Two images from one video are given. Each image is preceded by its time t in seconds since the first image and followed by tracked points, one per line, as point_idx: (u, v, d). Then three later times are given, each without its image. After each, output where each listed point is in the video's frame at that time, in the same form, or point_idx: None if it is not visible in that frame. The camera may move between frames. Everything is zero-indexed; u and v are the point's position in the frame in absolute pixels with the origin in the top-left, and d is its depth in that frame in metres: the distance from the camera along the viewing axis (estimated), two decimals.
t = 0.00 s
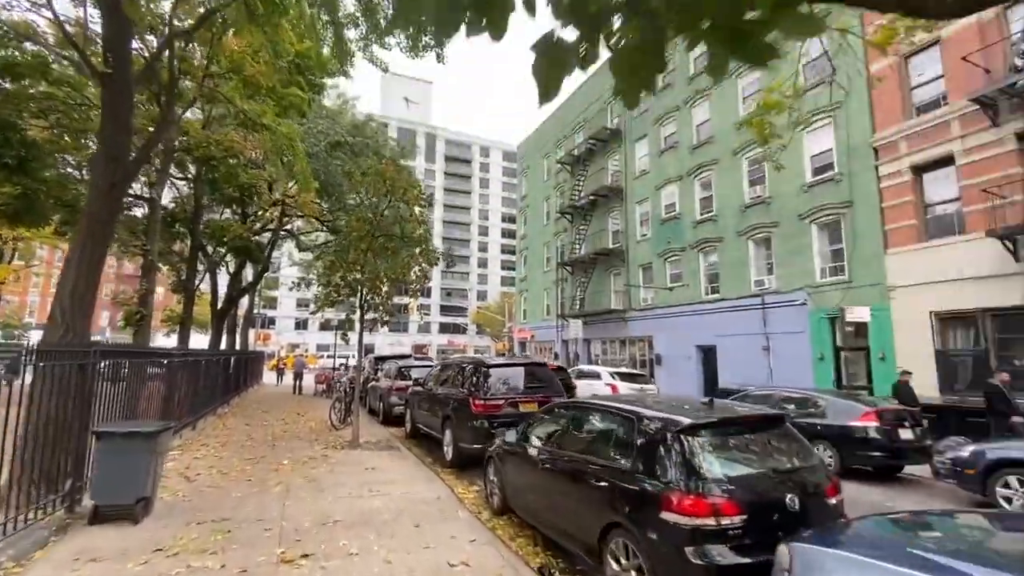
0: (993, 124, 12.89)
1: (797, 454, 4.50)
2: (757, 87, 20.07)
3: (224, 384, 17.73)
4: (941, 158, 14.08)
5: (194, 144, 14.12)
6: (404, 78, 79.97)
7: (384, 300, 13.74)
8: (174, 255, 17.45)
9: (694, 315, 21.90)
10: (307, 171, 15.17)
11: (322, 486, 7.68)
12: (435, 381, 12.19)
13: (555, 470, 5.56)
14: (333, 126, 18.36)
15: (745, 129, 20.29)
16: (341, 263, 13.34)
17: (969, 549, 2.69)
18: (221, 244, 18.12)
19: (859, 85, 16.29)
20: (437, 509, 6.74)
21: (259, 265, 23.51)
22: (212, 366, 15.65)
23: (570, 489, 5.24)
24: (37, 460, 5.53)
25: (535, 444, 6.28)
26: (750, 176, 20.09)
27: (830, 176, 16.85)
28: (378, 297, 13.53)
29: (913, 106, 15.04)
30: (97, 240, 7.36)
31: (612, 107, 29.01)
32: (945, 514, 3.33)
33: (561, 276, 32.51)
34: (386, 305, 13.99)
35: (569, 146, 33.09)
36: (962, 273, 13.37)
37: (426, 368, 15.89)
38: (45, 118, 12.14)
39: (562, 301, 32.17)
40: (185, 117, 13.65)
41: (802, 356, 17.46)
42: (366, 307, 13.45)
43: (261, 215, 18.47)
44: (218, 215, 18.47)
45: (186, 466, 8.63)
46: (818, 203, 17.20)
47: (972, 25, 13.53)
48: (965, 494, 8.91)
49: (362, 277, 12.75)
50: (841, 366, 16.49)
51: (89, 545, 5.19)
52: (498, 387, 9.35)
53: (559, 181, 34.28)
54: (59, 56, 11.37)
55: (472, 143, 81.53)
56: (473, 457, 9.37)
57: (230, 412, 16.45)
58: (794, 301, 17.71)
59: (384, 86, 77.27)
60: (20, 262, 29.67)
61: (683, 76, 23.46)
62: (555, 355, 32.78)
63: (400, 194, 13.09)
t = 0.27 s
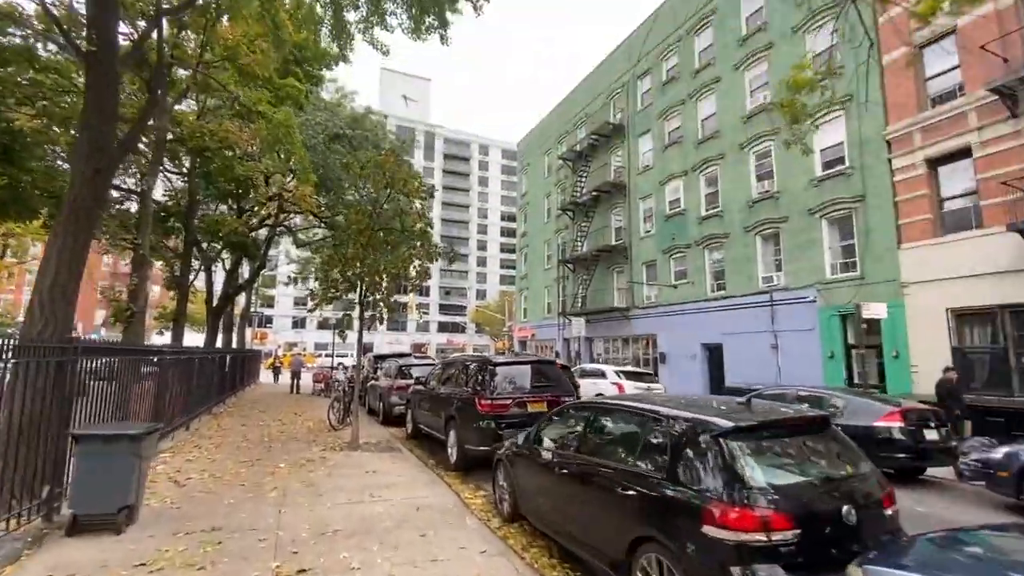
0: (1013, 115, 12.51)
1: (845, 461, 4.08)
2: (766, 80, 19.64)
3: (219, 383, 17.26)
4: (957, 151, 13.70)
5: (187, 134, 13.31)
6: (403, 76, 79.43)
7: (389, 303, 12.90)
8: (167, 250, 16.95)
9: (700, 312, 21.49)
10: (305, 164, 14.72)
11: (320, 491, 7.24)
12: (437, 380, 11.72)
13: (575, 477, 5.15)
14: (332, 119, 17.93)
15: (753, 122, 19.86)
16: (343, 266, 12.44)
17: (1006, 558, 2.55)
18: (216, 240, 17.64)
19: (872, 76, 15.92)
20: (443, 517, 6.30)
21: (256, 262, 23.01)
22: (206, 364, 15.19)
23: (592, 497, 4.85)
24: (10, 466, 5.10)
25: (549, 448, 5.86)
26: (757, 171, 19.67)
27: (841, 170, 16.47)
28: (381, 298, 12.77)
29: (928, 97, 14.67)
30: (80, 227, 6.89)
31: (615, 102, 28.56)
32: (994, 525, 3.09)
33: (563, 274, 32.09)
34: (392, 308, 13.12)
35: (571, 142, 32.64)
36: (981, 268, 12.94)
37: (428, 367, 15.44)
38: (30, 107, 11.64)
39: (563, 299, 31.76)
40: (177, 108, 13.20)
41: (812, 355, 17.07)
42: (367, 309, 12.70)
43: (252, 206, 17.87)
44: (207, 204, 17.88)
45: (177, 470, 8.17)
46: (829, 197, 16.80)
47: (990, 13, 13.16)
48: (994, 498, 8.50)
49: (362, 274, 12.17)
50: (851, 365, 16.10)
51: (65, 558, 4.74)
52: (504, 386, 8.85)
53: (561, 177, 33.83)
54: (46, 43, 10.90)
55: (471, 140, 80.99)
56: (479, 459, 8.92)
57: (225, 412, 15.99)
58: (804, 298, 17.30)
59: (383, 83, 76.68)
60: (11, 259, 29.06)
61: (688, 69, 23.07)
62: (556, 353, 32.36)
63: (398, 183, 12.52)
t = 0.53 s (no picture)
0: None
1: (900, 475, 3.67)
2: (773, 73, 19.24)
3: (214, 383, 16.82)
4: (973, 145, 13.31)
5: (179, 125, 12.77)
6: (402, 73, 78.94)
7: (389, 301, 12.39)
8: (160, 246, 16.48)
9: (705, 311, 21.12)
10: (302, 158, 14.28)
11: (316, 500, 6.80)
12: (439, 381, 11.30)
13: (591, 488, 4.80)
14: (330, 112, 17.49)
15: (760, 117, 19.46)
16: (341, 263, 11.88)
17: None
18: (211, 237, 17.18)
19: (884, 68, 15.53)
20: (448, 530, 5.86)
21: (252, 259, 22.55)
22: (200, 363, 14.74)
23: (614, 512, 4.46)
24: None
25: (560, 454, 5.51)
26: (764, 166, 19.28)
27: (852, 165, 16.08)
28: (380, 295, 12.29)
29: (942, 90, 14.27)
30: (55, 221, 6.44)
31: (617, 98, 28.14)
32: None
33: (564, 272, 31.69)
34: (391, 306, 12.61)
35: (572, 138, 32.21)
36: (1000, 266, 12.53)
37: (428, 367, 15.02)
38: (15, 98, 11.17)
39: (565, 298, 31.36)
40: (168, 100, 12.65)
41: (821, 354, 16.68)
42: (365, 306, 12.20)
43: (246, 202, 17.35)
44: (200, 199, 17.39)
45: (165, 477, 7.72)
46: (839, 193, 16.40)
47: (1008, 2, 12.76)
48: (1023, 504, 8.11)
49: (360, 271, 11.67)
50: (862, 364, 15.72)
51: None
52: (510, 387, 8.44)
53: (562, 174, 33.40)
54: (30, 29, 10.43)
55: (470, 138, 80.48)
56: (483, 465, 8.50)
57: (220, 412, 15.57)
58: (813, 295, 16.92)
59: (381, 80, 76.16)
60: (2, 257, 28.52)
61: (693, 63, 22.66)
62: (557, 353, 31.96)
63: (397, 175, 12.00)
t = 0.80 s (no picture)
0: None
1: (954, 481, 3.27)
2: (780, 66, 18.86)
3: (208, 383, 16.38)
4: (988, 138, 12.97)
5: (169, 115, 12.27)
6: (399, 70, 78.38)
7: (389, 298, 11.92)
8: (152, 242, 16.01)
9: (710, 308, 20.75)
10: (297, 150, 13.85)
11: (312, 507, 6.39)
12: (440, 380, 10.88)
13: (608, 499, 4.44)
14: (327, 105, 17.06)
15: (766, 111, 19.09)
16: (337, 258, 11.38)
17: None
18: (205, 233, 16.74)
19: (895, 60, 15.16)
20: (454, 540, 5.47)
21: (248, 256, 22.09)
22: (193, 362, 14.32)
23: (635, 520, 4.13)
24: None
25: (574, 460, 5.17)
26: (771, 161, 18.90)
27: (862, 159, 15.70)
28: (379, 292, 11.82)
29: (956, 82, 13.92)
30: (28, 211, 6.03)
31: (618, 93, 27.74)
32: None
33: (565, 270, 31.32)
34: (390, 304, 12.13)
35: (573, 134, 31.81)
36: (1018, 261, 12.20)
37: (428, 365, 14.60)
38: None
39: (566, 295, 30.98)
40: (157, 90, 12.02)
41: (829, 353, 16.32)
42: (364, 303, 11.74)
43: (242, 198, 16.90)
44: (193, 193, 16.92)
45: (152, 482, 7.30)
46: (849, 187, 16.03)
47: None
48: None
49: (358, 266, 11.20)
50: (872, 362, 15.36)
51: None
52: (516, 387, 8.02)
53: (562, 171, 33.00)
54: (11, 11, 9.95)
55: (468, 136, 79.99)
56: (488, 468, 8.08)
57: (214, 413, 15.13)
58: (821, 292, 16.53)
59: (379, 77, 75.61)
60: None
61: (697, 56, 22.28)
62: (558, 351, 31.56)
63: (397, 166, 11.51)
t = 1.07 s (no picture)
0: None
1: None
2: (788, 60, 18.45)
3: (200, 384, 15.88)
4: (1007, 132, 12.56)
5: (158, 106, 11.77)
6: (397, 67, 77.76)
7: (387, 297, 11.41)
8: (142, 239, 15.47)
9: (715, 308, 20.32)
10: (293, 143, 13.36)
11: (304, 522, 5.93)
12: (441, 383, 10.41)
13: (626, 515, 4.08)
14: (324, 98, 16.59)
15: (773, 106, 18.68)
16: (333, 255, 10.80)
17: None
18: (198, 231, 16.24)
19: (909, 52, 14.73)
20: (459, 559, 5.03)
21: (243, 254, 21.58)
22: (184, 363, 13.81)
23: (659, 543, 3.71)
24: None
25: (589, 471, 4.76)
26: (778, 157, 18.49)
27: (874, 154, 15.28)
28: (377, 290, 11.30)
29: (972, 74, 13.51)
30: None
31: (621, 89, 27.30)
32: None
33: (566, 268, 30.91)
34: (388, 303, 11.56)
35: (574, 131, 31.36)
36: None
37: (428, 366, 14.15)
38: None
39: (567, 294, 30.55)
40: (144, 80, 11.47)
41: (839, 353, 15.92)
42: (361, 302, 11.25)
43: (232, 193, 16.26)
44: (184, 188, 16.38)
45: (133, 494, 6.82)
46: (860, 183, 15.61)
47: None
48: None
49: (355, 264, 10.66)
50: (884, 363, 14.97)
51: None
52: (522, 390, 7.56)
53: (563, 168, 32.56)
54: None
55: (467, 134, 79.43)
56: (493, 476, 7.62)
57: (206, 415, 14.64)
58: (831, 291, 16.13)
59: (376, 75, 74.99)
60: None
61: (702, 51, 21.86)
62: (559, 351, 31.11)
63: (395, 158, 10.97)
